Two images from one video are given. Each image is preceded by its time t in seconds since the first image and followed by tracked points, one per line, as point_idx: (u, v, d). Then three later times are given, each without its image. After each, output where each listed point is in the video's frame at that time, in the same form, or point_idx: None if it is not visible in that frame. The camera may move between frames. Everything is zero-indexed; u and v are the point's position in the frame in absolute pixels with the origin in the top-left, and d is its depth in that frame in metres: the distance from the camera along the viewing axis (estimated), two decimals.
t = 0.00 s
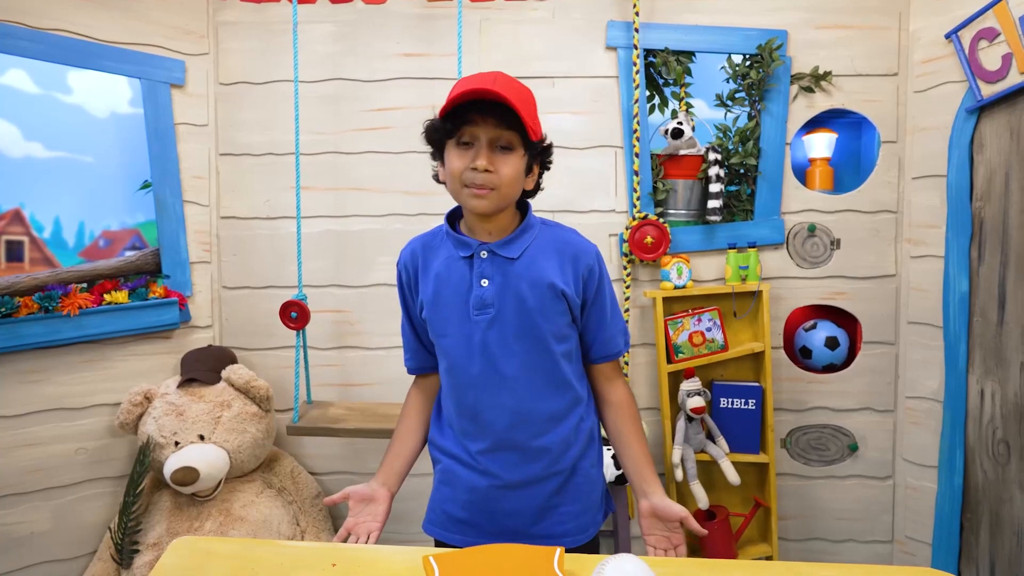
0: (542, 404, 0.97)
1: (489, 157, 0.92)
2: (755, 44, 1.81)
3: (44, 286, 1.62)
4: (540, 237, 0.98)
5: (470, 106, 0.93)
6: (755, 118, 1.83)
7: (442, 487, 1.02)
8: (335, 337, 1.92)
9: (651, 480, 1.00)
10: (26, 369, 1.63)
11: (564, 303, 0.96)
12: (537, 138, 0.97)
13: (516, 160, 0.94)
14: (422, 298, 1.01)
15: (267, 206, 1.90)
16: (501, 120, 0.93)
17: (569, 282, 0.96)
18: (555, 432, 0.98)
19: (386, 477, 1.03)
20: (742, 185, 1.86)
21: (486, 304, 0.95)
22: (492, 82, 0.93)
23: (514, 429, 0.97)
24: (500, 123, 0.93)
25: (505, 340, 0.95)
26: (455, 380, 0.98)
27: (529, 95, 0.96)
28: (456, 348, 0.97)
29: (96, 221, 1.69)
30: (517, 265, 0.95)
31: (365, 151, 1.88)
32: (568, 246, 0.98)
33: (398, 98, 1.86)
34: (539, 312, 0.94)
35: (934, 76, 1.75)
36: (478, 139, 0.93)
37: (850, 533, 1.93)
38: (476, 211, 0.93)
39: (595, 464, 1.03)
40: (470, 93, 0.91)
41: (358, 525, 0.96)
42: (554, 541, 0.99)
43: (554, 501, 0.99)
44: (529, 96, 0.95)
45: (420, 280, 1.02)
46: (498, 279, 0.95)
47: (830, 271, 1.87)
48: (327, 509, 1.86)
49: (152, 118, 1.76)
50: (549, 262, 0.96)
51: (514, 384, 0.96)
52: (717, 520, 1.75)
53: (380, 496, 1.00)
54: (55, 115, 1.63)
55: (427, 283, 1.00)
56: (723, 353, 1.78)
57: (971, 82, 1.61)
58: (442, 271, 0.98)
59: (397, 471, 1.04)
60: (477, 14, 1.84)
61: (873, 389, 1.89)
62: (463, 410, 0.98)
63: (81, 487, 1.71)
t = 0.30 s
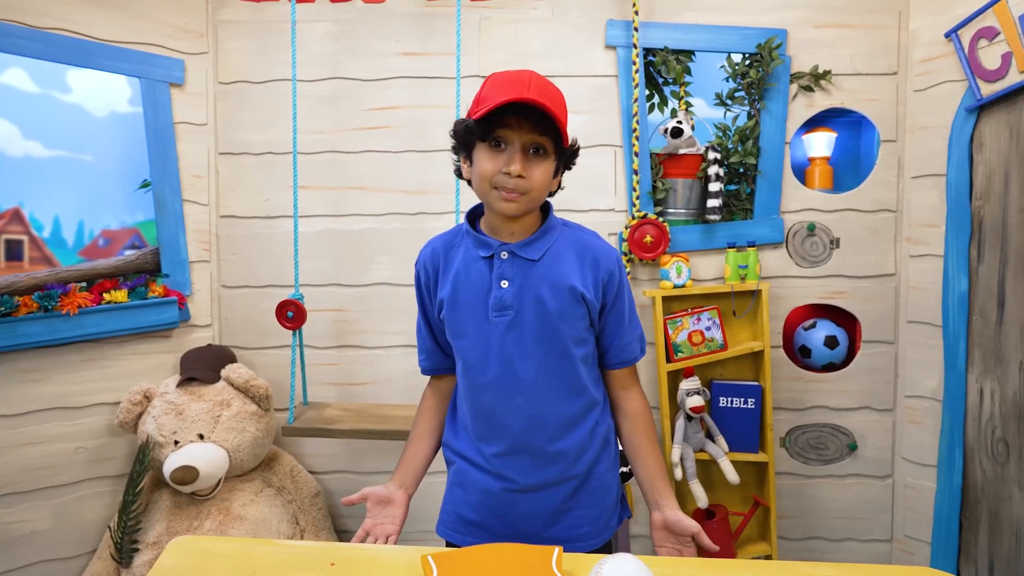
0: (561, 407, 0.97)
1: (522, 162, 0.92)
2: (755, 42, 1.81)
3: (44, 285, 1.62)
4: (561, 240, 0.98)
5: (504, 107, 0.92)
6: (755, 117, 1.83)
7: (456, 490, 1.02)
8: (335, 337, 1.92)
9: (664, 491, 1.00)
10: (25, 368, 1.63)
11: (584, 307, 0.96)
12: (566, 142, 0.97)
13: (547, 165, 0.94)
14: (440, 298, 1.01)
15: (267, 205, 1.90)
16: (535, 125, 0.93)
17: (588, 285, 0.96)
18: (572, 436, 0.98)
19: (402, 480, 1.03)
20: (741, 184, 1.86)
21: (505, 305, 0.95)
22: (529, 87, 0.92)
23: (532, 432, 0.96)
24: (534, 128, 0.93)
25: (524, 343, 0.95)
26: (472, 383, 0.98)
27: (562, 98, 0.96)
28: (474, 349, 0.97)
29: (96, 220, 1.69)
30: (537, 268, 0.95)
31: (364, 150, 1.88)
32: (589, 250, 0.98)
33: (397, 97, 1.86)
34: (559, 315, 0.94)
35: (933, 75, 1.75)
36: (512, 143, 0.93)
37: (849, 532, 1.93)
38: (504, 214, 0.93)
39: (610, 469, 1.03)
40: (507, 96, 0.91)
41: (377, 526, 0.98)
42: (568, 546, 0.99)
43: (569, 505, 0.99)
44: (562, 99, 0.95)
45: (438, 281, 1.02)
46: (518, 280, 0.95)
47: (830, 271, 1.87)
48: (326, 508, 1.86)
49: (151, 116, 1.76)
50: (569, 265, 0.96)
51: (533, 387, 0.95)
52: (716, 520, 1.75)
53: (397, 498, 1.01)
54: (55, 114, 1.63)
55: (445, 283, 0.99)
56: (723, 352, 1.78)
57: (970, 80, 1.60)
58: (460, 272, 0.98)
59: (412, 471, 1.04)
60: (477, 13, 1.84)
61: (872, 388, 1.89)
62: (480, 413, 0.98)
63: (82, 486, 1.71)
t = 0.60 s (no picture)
0: (566, 407, 0.97)
1: (535, 156, 0.92)
2: (754, 41, 1.81)
3: (43, 284, 1.62)
4: (570, 240, 0.98)
5: (517, 102, 0.92)
6: (754, 115, 1.83)
7: (458, 488, 1.02)
8: (334, 335, 1.92)
9: (656, 504, 0.99)
10: (25, 366, 1.63)
11: (591, 308, 0.96)
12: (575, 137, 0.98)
13: (558, 159, 0.95)
14: (447, 293, 1.00)
15: (266, 203, 1.90)
16: (546, 120, 0.93)
17: (596, 285, 0.97)
18: (577, 436, 0.98)
19: (398, 478, 1.04)
20: (741, 182, 1.86)
21: (513, 303, 0.95)
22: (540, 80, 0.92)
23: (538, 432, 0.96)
24: (546, 122, 0.93)
25: (531, 342, 0.95)
26: (478, 381, 0.97)
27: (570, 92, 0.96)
28: (481, 346, 0.97)
29: (95, 218, 1.68)
30: (545, 267, 0.96)
31: (363, 148, 1.88)
32: (597, 250, 0.98)
33: (396, 95, 1.86)
34: (567, 315, 0.94)
35: (933, 73, 1.75)
36: (524, 137, 0.93)
37: (848, 530, 1.93)
38: (516, 210, 0.93)
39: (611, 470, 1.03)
40: (521, 89, 0.91)
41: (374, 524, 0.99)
42: (570, 546, 0.99)
43: (571, 505, 0.99)
44: (572, 95, 0.95)
45: (444, 276, 1.02)
46: (526, 279, 0.95)
47: (829, 269, 1.87)
48: (325, 506, 1.86)
49: (150, 115, 1.76)
50: (577, 266, 0.96)
51: (539, 386, 0.95)
52: (715, 518, 1.75)
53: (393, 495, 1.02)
54: (53, 112, 1.62)
55: (453, 279, 0.99)
56: (722, 350, 1.78)
57: (970, 78, 1.60)
58: (468, 269, 0.98)
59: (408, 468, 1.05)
60: (476, 11, 1.84)
61: (872, 386, 1.89)
62: (485, 412, 0.98)
63: (81, 483, 1.71)
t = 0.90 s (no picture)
0: (566, 404, 0.96)
1: (539, 160, 0.92)
2: (754, 39, 1.81)
3: (42, 282, 1.62)
4: (574, 236, 0.98)
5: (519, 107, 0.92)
6: (753, 114, 1.82)
7: (454, 487, 1.01)
8: (333, 334, 1.92)
9: (658, 503, 0.99)
10: (24, 366, 1.63)
11: (594, 304, 0.96)
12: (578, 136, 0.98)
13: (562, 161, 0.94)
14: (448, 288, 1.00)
15: (265, 202, 1.90)
16: (549, 122, 0.93)
17: (598, 281, 0.96)
18: (576, 435, 0.97)
19: (385, 475, 1.03)
20: (740, 181, 1.86)
21: (516, 296, 0.95)
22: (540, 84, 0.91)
23: (537, 430, 0.96)
24: (549, 125, 0.93)
25: (532, 338, 0.95)
26: (479, 377, 0.97)
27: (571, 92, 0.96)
28: (482, 340, 0.96)
29: (94, 217, 1.68)
30: (548, 262, 0.95)
31: (363, 147, 1.87)
32: (599, 247, 0.98)
33: (395, 93, 1.86)
34: (569, 311, 0.94)
35: (933, 71, 1.74)
36: (527, 141, 0.93)
37: (848, 529, 1.93)
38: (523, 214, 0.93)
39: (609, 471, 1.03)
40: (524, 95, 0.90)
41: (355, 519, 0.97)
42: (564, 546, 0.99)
43: (567, 506, 1.00)
44: (574, 96, 0.94)
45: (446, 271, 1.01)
46: (529, 272, 0.95)
47: (829, 268, 1.87)
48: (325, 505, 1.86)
49: (149, 114, 1.76)
50: (580, 262, 0.96)
51: (540, 382, 0.95)
52: (715, 517, 1.75)
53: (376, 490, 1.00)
54: (52, 110, 1.62)
55: (454, 273, 0.99)
56: (721, 349, 1.78)
57: (970, 77, 1.60)
58: (471, 262, 0.98)
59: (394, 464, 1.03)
60: (475, 9, 1.83)
61: (872, 385, 1.89)
62: (484, 409, 0.97)
63: (81, 483, 1.71)
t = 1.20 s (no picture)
0: (561, 405, 0.96)
1: (539, 158, 0.92)
2: (753, 38, 1.80)
3: (40, 281, 1.62)
4: (571, 237, 0.98)
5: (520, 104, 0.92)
6: (752, 113, 1.82)
7: (447, 488, 1.01)
8: (333, 333, 1.92)
9: (652, 508, 0.98)
10: (23, 365, 1.63)
11: (590, 304, 0.96)
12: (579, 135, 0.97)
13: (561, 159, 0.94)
14: (443, 287, 1.00)
15: (264, 201, 1.90)
16: (550, 120, 0.93)
17: (595, 282, 0.96)
18: (570, 436, 0.97)
19: (375, 474, 1.02)
20: (739, 180, 1.85)
21: (512, 295, 0.94)
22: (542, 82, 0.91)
23: (531, 431, 0.96)
24: (549, 123, 0.93)
25: (527, 337, 0.95)
26: (474, 376, 0.96)
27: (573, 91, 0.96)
28: (478, 339, 0.96)
29: (93, 216, 1.68)
30: (544, 261, 0.95)
31: (362, 146, 1.87)
32: (595, 247, 0.98)
33: (394, 92, 1.85)
34: (565, 311, 0.94)
35: (933, 70, 1.74)
36: (528, 139, 0.92)
37: (846, 529, 1.93)
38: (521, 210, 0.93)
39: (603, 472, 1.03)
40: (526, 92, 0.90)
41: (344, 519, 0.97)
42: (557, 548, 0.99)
43: (561, 507, 1.00)
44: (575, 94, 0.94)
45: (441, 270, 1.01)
46: (526, 271, 0.95)
47: (828, 267, 1.87)
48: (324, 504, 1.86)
49: (147, 113, 1.76)
50: (577, 262, 0.96)
51: (535, 382, 0.95)
52: (714, 516, 1.75)
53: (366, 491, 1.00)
54: (50, 110, 1.62)
55: (450, 272, 0.99)
56: (721, 349, 1.78)
57: (970, 76, 1.60)
58: (467, 261, 0.98)
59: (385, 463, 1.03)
60: (474, 8, 1.83)
61: (871, 385, 1.89)
62: (479, 409, 0.97)
63: (79, 482, 1.71)
